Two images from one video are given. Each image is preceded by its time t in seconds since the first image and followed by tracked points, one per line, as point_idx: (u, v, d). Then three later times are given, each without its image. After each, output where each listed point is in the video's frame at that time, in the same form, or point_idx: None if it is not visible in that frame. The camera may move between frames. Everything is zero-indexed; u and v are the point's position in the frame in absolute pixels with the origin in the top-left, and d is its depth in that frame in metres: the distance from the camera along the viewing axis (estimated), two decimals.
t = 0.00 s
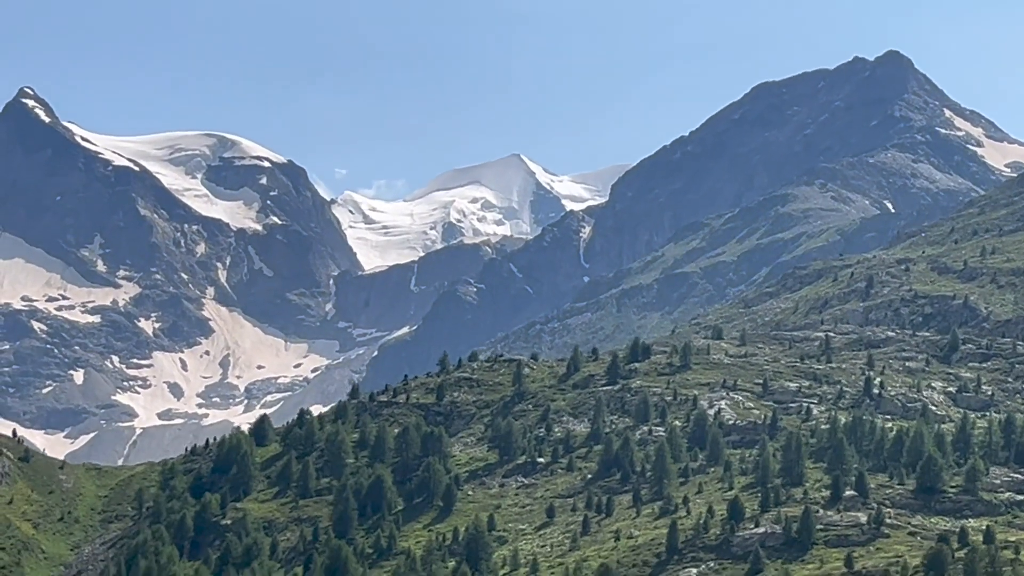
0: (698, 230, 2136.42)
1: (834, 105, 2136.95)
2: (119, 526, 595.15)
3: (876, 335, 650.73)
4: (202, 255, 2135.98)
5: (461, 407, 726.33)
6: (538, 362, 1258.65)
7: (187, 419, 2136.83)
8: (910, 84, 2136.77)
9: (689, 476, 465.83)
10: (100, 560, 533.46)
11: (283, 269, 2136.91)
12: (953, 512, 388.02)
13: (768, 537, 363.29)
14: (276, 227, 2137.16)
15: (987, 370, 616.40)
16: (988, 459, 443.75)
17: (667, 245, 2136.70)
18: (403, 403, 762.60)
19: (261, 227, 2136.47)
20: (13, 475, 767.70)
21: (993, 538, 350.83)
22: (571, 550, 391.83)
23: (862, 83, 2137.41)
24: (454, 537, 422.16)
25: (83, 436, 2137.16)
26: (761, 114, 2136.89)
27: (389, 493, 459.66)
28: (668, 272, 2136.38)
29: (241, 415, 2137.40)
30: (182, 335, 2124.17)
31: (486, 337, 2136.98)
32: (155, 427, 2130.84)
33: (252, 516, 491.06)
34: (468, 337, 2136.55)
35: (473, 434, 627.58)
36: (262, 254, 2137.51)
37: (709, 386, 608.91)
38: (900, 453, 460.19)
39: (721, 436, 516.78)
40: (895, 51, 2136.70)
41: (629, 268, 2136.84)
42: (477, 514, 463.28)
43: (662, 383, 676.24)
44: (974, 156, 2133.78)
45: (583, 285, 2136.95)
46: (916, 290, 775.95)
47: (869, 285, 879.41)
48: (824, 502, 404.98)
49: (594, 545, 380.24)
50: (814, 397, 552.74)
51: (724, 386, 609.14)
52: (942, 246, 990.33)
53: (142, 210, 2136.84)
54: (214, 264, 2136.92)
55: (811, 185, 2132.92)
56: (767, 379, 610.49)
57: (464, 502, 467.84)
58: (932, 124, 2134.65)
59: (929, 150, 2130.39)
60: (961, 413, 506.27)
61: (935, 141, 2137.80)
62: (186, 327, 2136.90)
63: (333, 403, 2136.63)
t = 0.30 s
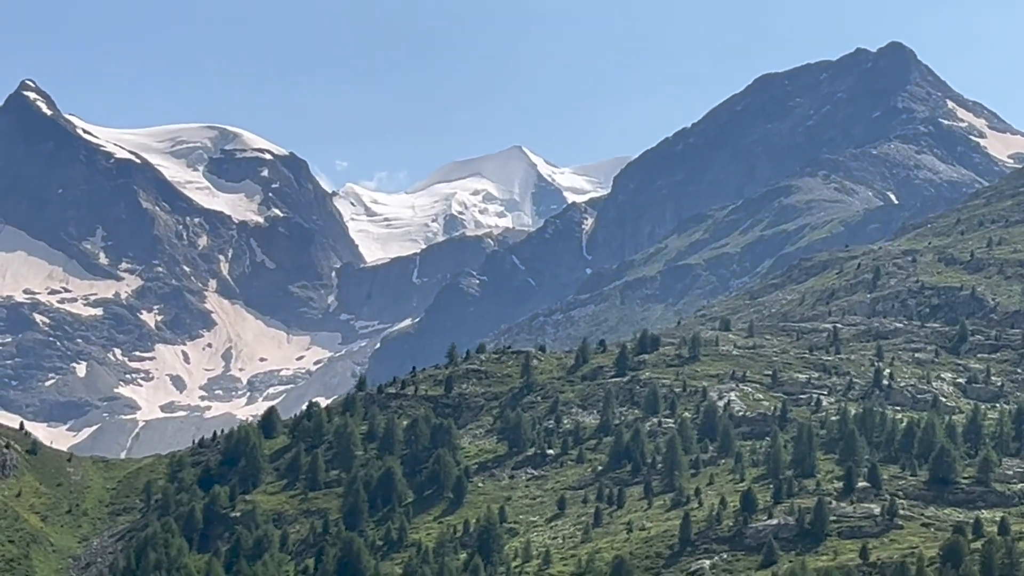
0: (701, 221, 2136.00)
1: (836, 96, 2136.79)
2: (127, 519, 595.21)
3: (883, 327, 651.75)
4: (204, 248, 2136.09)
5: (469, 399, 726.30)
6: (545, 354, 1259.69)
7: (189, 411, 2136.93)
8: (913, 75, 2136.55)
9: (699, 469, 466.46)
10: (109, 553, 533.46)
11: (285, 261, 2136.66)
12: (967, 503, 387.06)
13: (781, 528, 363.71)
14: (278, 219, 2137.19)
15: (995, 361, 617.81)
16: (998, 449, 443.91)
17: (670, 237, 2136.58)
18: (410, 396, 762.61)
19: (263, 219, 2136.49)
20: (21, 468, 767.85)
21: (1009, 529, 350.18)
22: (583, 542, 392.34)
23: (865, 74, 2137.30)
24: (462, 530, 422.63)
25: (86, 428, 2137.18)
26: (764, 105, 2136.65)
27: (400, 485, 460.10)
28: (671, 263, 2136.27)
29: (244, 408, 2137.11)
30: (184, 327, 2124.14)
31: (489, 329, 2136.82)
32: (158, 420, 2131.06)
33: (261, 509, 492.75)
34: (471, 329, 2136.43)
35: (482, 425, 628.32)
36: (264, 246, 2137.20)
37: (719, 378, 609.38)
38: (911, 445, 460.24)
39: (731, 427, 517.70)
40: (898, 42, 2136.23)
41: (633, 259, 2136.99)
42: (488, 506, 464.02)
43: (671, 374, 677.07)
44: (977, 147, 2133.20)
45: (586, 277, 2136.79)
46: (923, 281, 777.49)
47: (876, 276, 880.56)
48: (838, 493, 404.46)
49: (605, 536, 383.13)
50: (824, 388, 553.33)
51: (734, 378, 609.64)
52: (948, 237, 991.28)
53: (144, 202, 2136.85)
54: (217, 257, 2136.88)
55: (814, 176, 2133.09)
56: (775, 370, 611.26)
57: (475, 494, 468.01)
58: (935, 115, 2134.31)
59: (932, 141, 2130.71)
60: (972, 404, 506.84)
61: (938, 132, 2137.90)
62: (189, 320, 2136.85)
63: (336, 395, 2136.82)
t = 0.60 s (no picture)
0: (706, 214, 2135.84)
1: (840, 88, 2136.74)
2: (138, 512, 595.98)
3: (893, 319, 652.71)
4: (207, 241, 2136.02)
5: (480, 391, 727.26)
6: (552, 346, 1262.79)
7: (193, 405, 2136.91)
8: (917, 67, 2136.76)
9: (712, 461, 466.79)
10: (120, 546, 533.56)
11: (288, 254, 2136.77)
12: (980, 493, 386.65)
13: (796, 520, 364.66)
14: (282, 212, 2137.48)
15: (1007, 352, 618.55)
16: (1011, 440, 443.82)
17: (675, 229, 2136.62)
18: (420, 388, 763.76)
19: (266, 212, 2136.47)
20: (30, 461, 768.35)
21: None
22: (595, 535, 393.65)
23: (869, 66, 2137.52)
24: (475, 522, 423.04)
25: (89, 422, 2137.28)
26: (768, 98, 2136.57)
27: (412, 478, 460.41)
28: (676, 255, 2136.02)
29: (248, 401, 2137.09)
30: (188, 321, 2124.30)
31: (493, 322, 2137.23)
32: (161, 413, 2131.15)
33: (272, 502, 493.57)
34: (474, 322, 2136.75)
35: (492, 418, 628.99)
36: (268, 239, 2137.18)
37: (729, 369, 610.35)
38: (923, 437, 460.19)
39: (742, 419, 518.04)
40: (902, 34, 2136.62)
41: (637, 252, 2136.94)
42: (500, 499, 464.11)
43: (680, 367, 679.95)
44: (982, 139, 2133.01)
45: (590, 269, 2136.47)
46: (933, 273, 778.49)
47: (884, 268, 881.48)
48: (851, 485, 403.90)
49: (619, 528, 384.26)
50: (836, 380, 553.76)
51: (745, 370, 610.73)
52: (956, 230, 992.62)
53: (147, 196, 2136.69)
54: (220, 250, 2136.73)
55: (819, 169, 2132.95)
56: (786, 363, 612.42)
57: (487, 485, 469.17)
58: (939, 107, 2134.60)
59: (936, 133, 2131.04)
60: (984, 396, 507.36)
61: (943, 124, 2138.13)
62: (192, 313, 2136.89)
63: (340, 388, 2136.74)
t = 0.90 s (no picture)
0: (712, 207, 2135.72)
1: (846, 81, 2136.92)
2: (149, 506, 596.43)
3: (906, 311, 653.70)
4: (213, 235, 2135.82)
5: (491, 385, 728.15)
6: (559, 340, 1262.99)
7: (199, 398, 2136.87)
8: (923, 60, 2136.91)
9: (726, 455, 466.78)
10: (131, 539, 533.99)
11: (293, 248, 2136.65)
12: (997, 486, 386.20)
13: (812, 513, 363.87)
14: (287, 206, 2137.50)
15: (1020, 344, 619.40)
16: None
17: (681, 222, 2136.65)
18: (431, 381, 764.13)
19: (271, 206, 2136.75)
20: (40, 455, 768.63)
21: None
22: (610, 529, 393.95)
23: (875, 58, 2137.50)
24: (489, 515, 423.04)
25: (95, 416, 2137.48)
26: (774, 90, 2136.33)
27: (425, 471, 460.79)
28: (683, 248, 2135.94)
29: (253, 395, 2137.14)
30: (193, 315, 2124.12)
31: (499, 316, 2137.17)
32: (167, 407, 2131.30)
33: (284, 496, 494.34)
34: (480, 316, 2136.68)
35: (504, 411, 629.64)
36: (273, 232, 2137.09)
37: (741, 362, 611.31)
38: (937, 429, 460.10)
39: (755, 412, 518.52)
40: (908, 27, 2136.54)
41: (644, 245, 2136.92)
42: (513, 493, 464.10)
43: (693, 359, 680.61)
44: (988, 131, 2132.67)
45: (596, 263, 2136.45)
46: (944, 265, 779.92)
47: (894, 262, 882.55)
48: (867, 479, 403.23)
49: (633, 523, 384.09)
50: (848, 373, 554.33)
51: (758, 363, 612.18)
52: (966, 223, 993.98)
53: (152, 190, 2136.90)
54: (225, 244, 2136.95)
55: (825, 161, 2132.90)
56: (799, 356, 613.78)
57: (501, 480, 469.82)
58: (945, 99, 2134.96)
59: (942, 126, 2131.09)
60: (997, 389, 507.71)
61: (949, 117, 2138.48)
62: (198, 307, 2136.85)
63: (345, 382, 2136.60)
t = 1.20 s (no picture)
0: (720, 202, 2135.62)
1: (854, 75, 2136.70)
2: (162, 501, 596.06)
3: (921, 305, 655.30)
4: (219, 230, 2136.17)
5: (504, 380, 728.10)
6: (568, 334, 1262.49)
7: (206, 394, 2136.74)
8: (930, 53, 2136.82)
9: (741, 449, 466.81)
10: (145, 535, 533.22)
11: (300, 243, 2136.90)
12: (1015, 480, 385.53)
13: (831, 507, 362.77)
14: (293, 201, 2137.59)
15: None
16: None
17: (689, 216, 2136.67)
18: (444, 376, 765.49)
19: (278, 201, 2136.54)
20: (51, 451, 768.19)
21: None
22: (628, 523, 392.74)
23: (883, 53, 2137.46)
24: (504, 510, 423.46)
25: (103, 411, 2137.54)
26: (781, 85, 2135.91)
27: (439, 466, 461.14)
28: (691, 243, 2135.92)
29: (260, 390, 2137.31)
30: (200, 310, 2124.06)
31: (506, 311, 2137.15)
32: (174, 402, 2131.49)
33: (298, 492, 495.74)
34: (486, 311, 2136.35)
35: (517, 406, 630.22)
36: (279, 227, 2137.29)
37: (755, 356, 611.37)
38: (952, 422, 460.09)
39: (769, 406, 519.26)
40: (915, 21, 2136.36)
41: (651, 239, 2136.71)
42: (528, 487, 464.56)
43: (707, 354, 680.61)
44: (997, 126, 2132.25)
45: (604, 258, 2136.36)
46: (955, 259, 781.25)
47: (906, 256, 883.55)
48: (885, 472, 402.44)
49: (651, 517, 385.03)
50: (863, 367, 555.36)
51: (771, 356, 614.79)
52: (977, 217, 995.12)
53: (159, 184, 2136.95)
54: (232, 239, 2136.83)
55: (833, 156, 2132.94)
56: (813, 349, 615.00)
57: (515, 474, 469.05)
58: (953, 93, 2134.83)
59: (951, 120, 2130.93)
60: (1012, 382, 508.00)
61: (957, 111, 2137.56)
62: (205, 302, 2136.99)
63: (352, 377, 2136.65)
